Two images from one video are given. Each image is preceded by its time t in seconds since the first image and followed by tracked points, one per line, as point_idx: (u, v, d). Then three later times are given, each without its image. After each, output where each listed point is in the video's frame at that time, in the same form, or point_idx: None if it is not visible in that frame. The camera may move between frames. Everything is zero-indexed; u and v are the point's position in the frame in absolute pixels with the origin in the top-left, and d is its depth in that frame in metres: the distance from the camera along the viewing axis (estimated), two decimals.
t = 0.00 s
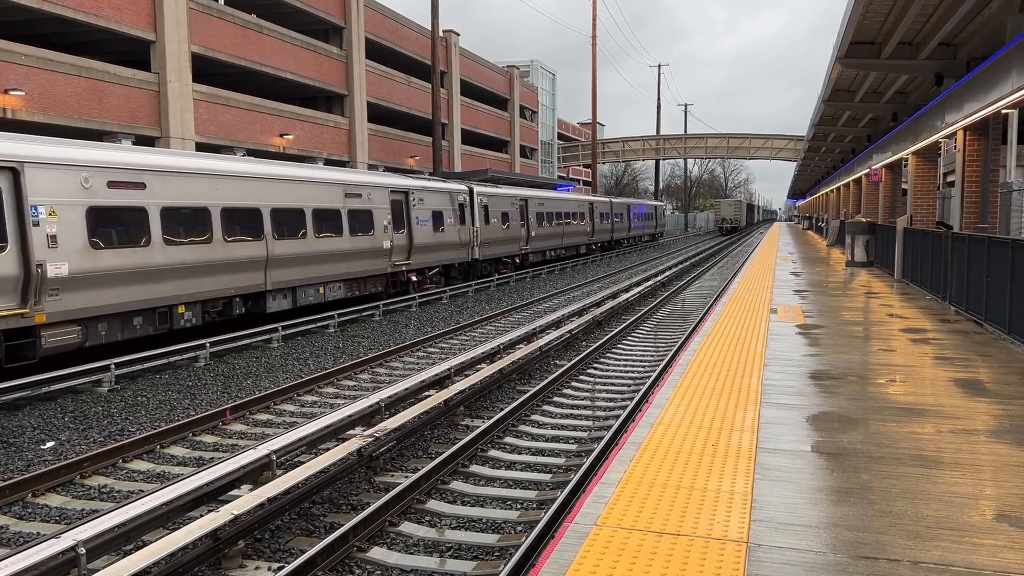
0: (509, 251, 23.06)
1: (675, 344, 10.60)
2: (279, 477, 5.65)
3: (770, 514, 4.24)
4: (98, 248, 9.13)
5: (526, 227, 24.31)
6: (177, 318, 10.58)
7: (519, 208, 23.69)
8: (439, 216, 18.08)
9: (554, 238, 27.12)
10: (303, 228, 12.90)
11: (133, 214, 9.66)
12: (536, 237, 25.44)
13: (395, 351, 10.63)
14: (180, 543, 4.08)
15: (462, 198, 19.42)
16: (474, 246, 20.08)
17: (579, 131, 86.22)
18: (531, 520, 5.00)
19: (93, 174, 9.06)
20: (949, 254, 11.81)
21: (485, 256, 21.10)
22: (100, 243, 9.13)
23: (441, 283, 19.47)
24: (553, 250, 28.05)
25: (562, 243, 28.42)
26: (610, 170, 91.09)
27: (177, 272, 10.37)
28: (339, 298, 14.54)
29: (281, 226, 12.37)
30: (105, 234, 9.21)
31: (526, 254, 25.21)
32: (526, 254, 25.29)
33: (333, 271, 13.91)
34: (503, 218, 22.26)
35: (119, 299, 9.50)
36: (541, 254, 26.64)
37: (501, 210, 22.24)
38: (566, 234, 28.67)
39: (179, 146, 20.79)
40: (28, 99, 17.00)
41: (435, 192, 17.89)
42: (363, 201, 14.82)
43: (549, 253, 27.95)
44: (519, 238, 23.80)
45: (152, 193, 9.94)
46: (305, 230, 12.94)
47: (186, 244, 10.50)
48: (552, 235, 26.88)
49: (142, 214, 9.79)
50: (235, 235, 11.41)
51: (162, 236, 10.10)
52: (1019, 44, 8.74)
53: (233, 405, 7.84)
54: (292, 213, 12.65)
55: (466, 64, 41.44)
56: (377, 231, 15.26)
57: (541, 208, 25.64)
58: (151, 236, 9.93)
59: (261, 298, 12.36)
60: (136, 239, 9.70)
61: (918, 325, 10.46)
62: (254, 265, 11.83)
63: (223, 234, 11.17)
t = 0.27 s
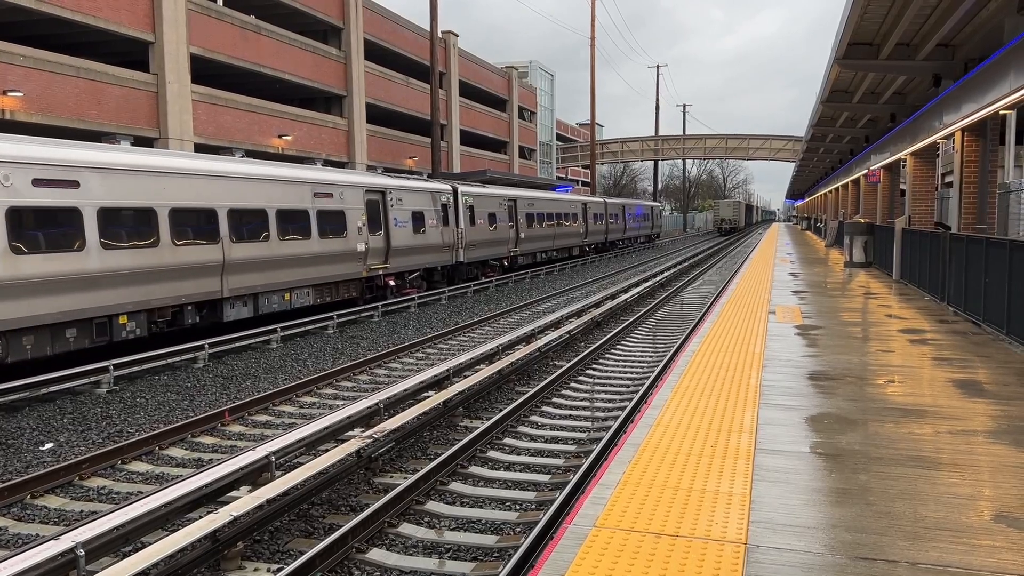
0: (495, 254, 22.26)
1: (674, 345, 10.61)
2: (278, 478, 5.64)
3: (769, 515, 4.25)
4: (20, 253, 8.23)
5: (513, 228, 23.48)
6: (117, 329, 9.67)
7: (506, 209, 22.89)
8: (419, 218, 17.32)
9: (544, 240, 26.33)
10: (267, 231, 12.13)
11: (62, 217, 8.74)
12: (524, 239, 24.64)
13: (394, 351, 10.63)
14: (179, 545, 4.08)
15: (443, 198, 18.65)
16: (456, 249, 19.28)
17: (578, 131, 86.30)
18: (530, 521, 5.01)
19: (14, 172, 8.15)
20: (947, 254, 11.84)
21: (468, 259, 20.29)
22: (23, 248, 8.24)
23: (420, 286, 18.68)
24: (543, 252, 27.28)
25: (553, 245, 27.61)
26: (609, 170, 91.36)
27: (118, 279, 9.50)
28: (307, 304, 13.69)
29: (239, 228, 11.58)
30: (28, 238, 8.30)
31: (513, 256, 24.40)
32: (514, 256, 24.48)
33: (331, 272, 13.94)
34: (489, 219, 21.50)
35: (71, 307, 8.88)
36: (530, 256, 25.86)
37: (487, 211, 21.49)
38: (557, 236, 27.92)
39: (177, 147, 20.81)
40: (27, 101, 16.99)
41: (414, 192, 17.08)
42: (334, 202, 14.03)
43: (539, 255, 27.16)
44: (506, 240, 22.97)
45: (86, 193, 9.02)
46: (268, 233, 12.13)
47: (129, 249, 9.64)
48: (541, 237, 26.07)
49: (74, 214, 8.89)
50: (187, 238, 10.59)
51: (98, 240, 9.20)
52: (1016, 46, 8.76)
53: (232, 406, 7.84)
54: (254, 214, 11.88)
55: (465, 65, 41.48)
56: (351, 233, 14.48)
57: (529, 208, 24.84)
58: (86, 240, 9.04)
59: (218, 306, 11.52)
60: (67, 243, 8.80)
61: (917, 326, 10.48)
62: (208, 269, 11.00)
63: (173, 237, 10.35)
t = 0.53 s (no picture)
0: (481, 256, 21.22)
1: (672, 346, 10.61)
2: (276, 479, 5.63)
3: (766, 516, 4.25)
4: None
5: (501, 229, 22.41)
6: (44, 342, 8.69)
7: (495, 209, 21.85)
8: (398, 219, 16.31)
9: (534, 241, 25.28)
10: (243, 232, 11.66)
11: None
12: (512, 240, 23.58)
13: (392, 352, 10.62)
14: (177, 546, 4.07)
15: (424, 197, 17.55)
16: (438, 252, 18.23)
17: (576, 133, 86.30)
18: (528, 522, 5.00)
19: None
20: (944, 255, 11.85)
21: (452, 262, 19.24)
22: None
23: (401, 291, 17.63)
24: (534, 254, 26.24)
25: (544, 247, 26.54)
26: (607, 171, 91.41)
27: (43, 287, 8.57)
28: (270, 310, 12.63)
29: (188, 230, 10.63)
30: None
31: (502, 258, 23.36)
32: (502, 258, 23.43)
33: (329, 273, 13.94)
34: (474, 220, 20.38)
35: (50, 310, 8.69)
36: (520, 258, 24.83)
37: (473, 212, 20.38)
38: (549, 237, 26.90)
39: (175, 147, 20.79)
40: (24, 101, 16.95)
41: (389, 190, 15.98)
42: (300, 201, 13.06)
43: (530, 257, 26.13)
44: (493, 242, 21.89)
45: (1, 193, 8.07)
46: (223, 235, 11.20)
47: (54, 254, 8.67)
48: (532, 239, 25.01)
49: None
50: (128, 241, 9.67)
51: (20, 244, 8.27)
52: (1015, 47, 8.76)
53: (230, 407, 7.83)
54: (208, 214, 10.99)
55: (463, 66, 41.48)
56: (319, 235, 13.53)
57: (519, 208, 23.81)
58: (5, 242, 8.12)
59: (166, 314, 10.63)
60: None
61: (914, 327, 10.48)
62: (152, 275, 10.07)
63: (110, 240, 9.41)
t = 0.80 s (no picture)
0: (465, 259, 20.43)
1: (669, 347, 10.62)
2: (273, 480, 5.63)
3: (762, 517, 4.26)
4: None
5: (485, 231, 21.62)
6: None
7: (479, 210, 21.06)
8: (372, 220, 15.54)
9: (521, 243, 24.48)
10: (238, 234, 11.65)
11: None
12: (498, 242, 22.80)
13: (389, 353, 10.62)
14: (173, 547, 4.07)
15: (401, 198, 16.81)
16: (416, 254, 17.43)
17: (573, 134, 86.38)
18: (524, 523, 5.00)
19: None
20: (940, 257, 11.88)
21: (433, 266, 18.45)
22: None
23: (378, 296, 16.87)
24: (521, 256, 25.49)
25: (531, 249, 25.75)
26: (605, 172, 91.50)
27: (31, 288, 8.54)
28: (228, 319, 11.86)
29: (131, 233, 9.82)
30: None
31: (487, 261, 22.55)
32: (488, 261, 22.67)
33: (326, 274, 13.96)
34: (457, 221, 19.64)
35: (46, 310, 8.72)
36: (506, 261, 24.02)
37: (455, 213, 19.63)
38: (537, 239, 26.15)
39: (172, 148, 20.77)
40: (21, 102, 16.91)
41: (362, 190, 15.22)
42: (261, 201, 12.28)
43: (518, 260, 25.36)
44: (477, 244, 21.09)
45: None
46: (172, 238, 10.41)
47: (46, 256, 8.66)
48: (518, 241, 24.21)
49: None
50: (57, 244, 8.78)
51: None
52: (1011, 49, 8.79)
53: (226, 408, 7.82)
54: (203, 215, 10.98)
55: (461, 67, 41.50)
56: (283, 238, 12.75)
57: (505, 209, 23.02)
58: None
59: (105, 324, 9.79)
60: None
61: (911, 328, 10.51)
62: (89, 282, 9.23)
63: (35, 243, 8.54)
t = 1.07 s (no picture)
0: (446, 262, 19.56)
1: (665, 348, 10.64)
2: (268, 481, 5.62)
3: (757, 518, 4.26)
4: None
5: (468, 233, 20.75)
6: None
7: (461, 211, 20.22)
8: (344, 220, 14.64)
9: (505, 246, 23.61)
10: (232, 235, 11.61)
11: None
12: (482, 245, 21.93)
13: (385, 354, 10.61)
14: (167, 548, 4.05)
15: (376, 198, 15.94)
16: (392, 257, 16.55)
17: (569, 136, 86.51)
18: (519, 524, 5.00)
19: None
20: (936, 259, 11.91)
21: (410, 269, 17.55)
22: None
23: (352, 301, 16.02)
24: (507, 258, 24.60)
25: (517, 252, 24.91)
26: (601, 174, 91.61)
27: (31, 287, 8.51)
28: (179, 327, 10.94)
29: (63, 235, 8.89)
30: None
31: (470, 265, 21.66)
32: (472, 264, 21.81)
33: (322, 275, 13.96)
34: (437, 223, 18.78)
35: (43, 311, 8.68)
36: (490, 265, 23.16)
37: (436, 213, 18.80)
38: (524, 241, 25.36)
39: (168, 148, 20.72)
40: (16, 102, 16.86)
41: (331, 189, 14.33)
42: (216, 200, 11.37)
43: (503, 263, 24.51)
44: (459, 247, 20.22)
45: None
46: (111, 240, 9.51)
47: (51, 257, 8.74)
48: (503, 243, 23.33)
49: None
50: None
51: None
52: (1006, 52, 8.82)
53: (221, 409, 7.80)
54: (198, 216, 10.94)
55: (457, 68, 41.52)
56: (241, 240, 11.85)
57: (489, 210, 22.17)
58: None
59: (32, 334, 8.89)
60: None
61: (905, 330, 10.52)
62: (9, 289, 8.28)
63: None
